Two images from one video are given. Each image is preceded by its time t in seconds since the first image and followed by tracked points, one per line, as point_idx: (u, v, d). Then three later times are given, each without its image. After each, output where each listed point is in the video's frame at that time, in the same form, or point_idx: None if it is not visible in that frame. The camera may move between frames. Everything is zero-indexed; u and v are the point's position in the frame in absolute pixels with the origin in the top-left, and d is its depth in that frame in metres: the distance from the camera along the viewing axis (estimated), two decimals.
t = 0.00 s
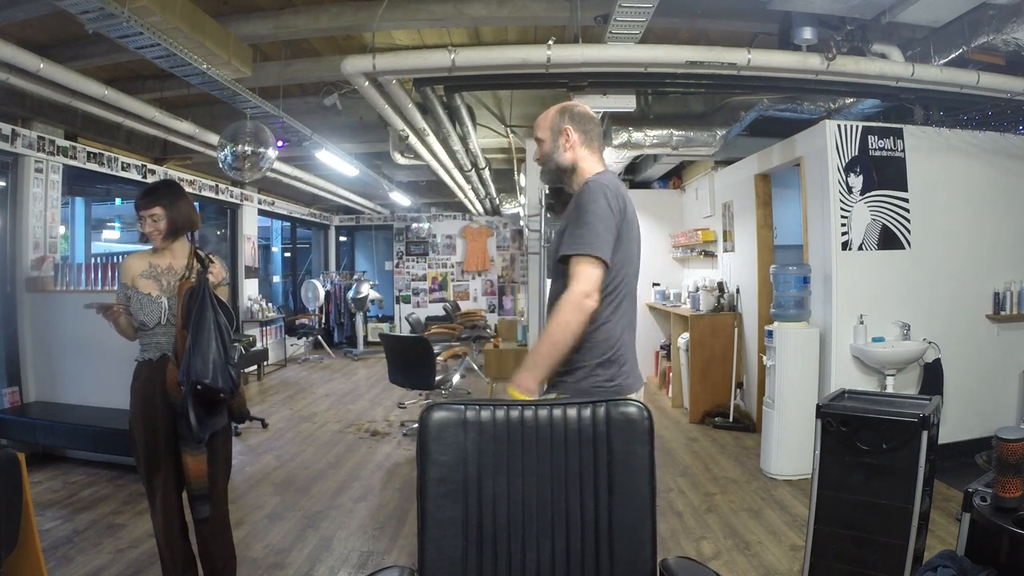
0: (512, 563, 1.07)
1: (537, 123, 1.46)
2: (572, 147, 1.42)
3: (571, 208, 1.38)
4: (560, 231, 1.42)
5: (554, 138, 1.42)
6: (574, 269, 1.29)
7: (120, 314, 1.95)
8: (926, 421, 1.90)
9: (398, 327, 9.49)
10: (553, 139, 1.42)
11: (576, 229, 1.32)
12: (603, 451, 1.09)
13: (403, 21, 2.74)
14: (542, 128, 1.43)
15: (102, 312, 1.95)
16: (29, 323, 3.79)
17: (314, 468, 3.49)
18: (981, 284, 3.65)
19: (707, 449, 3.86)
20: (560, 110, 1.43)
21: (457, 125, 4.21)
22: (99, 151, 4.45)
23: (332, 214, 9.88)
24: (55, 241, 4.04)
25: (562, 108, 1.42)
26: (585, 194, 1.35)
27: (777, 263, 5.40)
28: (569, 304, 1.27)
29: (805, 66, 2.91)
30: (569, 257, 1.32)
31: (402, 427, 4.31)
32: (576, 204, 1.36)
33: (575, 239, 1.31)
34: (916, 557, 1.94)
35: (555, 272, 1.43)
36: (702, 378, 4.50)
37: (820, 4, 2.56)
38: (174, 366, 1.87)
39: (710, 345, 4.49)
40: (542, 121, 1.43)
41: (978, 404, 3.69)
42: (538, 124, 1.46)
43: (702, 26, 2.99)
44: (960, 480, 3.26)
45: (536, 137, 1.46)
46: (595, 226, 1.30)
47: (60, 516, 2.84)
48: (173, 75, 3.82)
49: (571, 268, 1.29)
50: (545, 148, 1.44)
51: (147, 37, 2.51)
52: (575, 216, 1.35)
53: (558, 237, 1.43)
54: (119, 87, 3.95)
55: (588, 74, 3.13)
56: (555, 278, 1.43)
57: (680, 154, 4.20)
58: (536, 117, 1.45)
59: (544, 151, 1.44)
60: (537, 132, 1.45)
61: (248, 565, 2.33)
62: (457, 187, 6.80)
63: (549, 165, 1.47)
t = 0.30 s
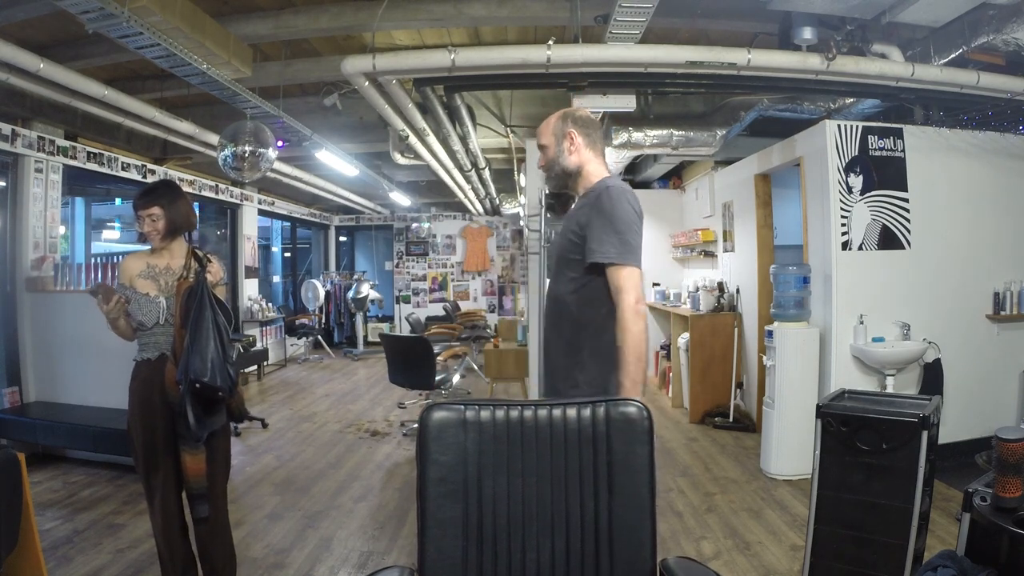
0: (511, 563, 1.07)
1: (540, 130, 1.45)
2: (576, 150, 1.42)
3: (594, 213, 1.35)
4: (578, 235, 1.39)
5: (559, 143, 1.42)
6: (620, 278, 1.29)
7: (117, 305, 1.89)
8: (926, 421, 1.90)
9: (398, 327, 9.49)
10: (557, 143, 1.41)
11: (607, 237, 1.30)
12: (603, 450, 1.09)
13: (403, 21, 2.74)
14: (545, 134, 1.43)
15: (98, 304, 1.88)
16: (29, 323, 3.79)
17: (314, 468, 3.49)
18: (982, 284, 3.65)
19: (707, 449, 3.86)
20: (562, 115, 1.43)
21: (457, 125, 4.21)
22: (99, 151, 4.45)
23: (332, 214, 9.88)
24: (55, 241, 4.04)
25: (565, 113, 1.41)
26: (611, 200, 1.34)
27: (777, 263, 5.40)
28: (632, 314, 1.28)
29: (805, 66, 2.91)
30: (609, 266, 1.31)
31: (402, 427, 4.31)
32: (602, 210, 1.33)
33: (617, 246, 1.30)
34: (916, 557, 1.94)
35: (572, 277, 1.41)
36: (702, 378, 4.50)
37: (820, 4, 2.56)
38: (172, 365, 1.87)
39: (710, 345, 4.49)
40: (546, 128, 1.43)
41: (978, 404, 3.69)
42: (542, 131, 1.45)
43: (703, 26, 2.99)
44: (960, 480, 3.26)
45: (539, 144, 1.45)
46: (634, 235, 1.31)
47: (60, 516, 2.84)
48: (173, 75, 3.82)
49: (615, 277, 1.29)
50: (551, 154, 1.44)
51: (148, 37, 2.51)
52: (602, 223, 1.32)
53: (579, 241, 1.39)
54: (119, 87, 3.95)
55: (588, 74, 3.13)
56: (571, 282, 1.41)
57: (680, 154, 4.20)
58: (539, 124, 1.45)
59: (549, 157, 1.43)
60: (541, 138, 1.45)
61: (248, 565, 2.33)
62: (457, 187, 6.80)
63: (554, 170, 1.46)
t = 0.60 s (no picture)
0: (511, 563, 1.07)
1: (528, 132, 1.42)
2: (567, 153, 1.40)
3: (611, 228, 1.34)
4: (592, 246, 1.37)
5: (549, 146, 1.39)
6: (635, 295, 1.31)
7: (112, 301, 1.89)
8: (926, 421, 1.90)
9: (398, 327, 9.49)
10: (547, 147, 1.39)
11: (627, 255, 1.31)
12: (603, 450, 1.09)
13: (403, 21, 2.74)
14: (534, 136, 1.40)
15: (90, 299, 1.88)
16: (29, 323, 3.79)
17: (314, 468, 3.49)
18: (982, 284, 3.65)
19: (707, 449, 3.86)
20: (550, 116, 1.40)
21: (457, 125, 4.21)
22: (99, 151, 4.44)
23: (332, 214, 9.88)
24: (55, 241, 4.04)
25: (553, 113, 1.39)
26: (628, 216, 1.34)
27: (777, 263, 5.40)
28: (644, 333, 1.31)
29: (805, 66, 2.91)
30: (627, 283, 1.32)
31: (402, 427, 4.31)
32: (619, 226, 1.33)
33: (639, 262, 1.31)
34: (916, 557, 1.94)
35: (580, 288, 1.40)
36: (702, 378, 4.50)
37: (820, 4, 2.56)
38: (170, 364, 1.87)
39: (710, 345, 4.49)
40: (535, 129, 1.39)
41: (978, 404, 3.69)
42: (529, 133, 1.42)
43: (703, 26, 2.99)
44: (960, 480, 3.26)
45: (527, 146, 1.42)
46: (654, 251, 1.33)
47: (60, 516, 2.84)
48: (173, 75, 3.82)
49: (632, 294, 1.31)
50: (540, 157, 1.40)
51: (148, 37, 2.51)
52: (621, 239, 1.32)
53: (592, 252, 1.37)
54: (119, 87, 3.95)
55: (588, 74, 3.13)
56: (580, 292, 1.40)
57: (680, 154, 4.20)
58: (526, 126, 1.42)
59: (539, 160, 1.40)
60: (529, 140, 1.41)
61: (248, 565, 2.33)
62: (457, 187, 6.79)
63: (543, 174, 1.43)
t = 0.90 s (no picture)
0: (511, 563, 1.07)
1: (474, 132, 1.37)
2: (514, 156, 1.36)
3: (563, 223, 1.31)
4: (544, 244, 1.32)
5: (495, 148, 1.35)
6: (600, 288, 1.29)
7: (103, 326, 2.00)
8: (926, 421, 1.90)
9: (399, 327, 9.49)
10: (494, 149, 1.35)
11: (586, 248, 1.28)
12: (603, 451, 1.09)
13: (403, 21, 2.74)
14: (480, 137, 1.35)
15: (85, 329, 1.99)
16: (29, 323, 3.79)
17: (314, 468, 3.49)
18: (982, 284, 3.65)
19: (707, 449, 3.86)
20: (498, 117, 1.35)
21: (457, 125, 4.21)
22: (99, 151, 4.44)
23: (332, 214, 9.87)
24: (55, 241, 4.05)
25: (501, 114, 1.34)
26: (579, 211, 1.32)
27: (777, 263, 5.40)
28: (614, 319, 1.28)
29: (805, 66, 2.90)
30: (590, 276, 1.29)
31: (402, 427, 4.31)
32: (573, 221, 1.31)
33: (595, 255, 1.29)
34: (916, 557, 1.94)
35: (537, 289, 1.34)
36: (702, 378, 4.49)
37: (820, 4, 2.56)
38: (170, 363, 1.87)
39: (710, 345, 4.49)
40: (482, 130, 1.34)
41: (978, 404, 3.69)
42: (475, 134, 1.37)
43: (703, 26, 2.99)
44: (960, 480, 3.26)
45: (473, 146, 1.37)
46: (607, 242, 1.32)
47: (60, 516, 2.84)
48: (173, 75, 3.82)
49: (597, 287, 1.29)
50: (486, 159, 1.36)
51: (147, 37, 2.51)
52: (577, 234, 1.30)
53: (546, 251, 1.32)
54: (119, 87, 3.95)
55: (588, 74, 3.12)
56: (537, 294, 1.34)
57: (680, 154, 4.20)
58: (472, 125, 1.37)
59: (486, 162, 1.36)
60: (475, 141, 1.36)
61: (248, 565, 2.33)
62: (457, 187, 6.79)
63: (491, 175, 1.40)
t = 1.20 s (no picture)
0: (510, 563, 1.07)
1: (408, 121, 1.27)
2: (453, 149, 1.30)
3: (484, 209, 1.25)
4: (467, 232, 1.26)
5: (435, 140, 1.28)
6: (518, 274, 1.22)
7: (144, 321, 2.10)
8: (926, 421, 1.90)
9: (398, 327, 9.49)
10: (432, 142, 1.27)
11: (505, 234, 1.22)
12: (603, 451, 1.09)
13: (404, 21, 2.74)
14: (417, 127, 1.26)
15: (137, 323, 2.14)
16: (29, 323, 3.80)
17: (313, 468, 3.49)
18: (981, 284, 3.65)
19: (707, 449, 3.86)
20: (437, 108, 1.29)
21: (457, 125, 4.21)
22: (99, 151, 4.43)
23: (332, 214, 9.87)
24: (55, 241, 4.05)
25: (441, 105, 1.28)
26: (501, 196, 1.26)
27: (777, 263, 5.40)
28: (530, 304, 1.20)
29: (805, 66, 2.90)
30: (510, 262, 1.22)
31: (402, 427, 4.31)
32: (494, 206, 1.25)
33: (516, 239, 1.22)
34: (916, 557, 1.94)
35: (461, 279, 1.27)
36: (702, 378, 4.49)
37: (820, 4, 2.56)
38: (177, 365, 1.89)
39: (710, 345, 4.49)
40: (420, 120, 1.26)
41: (978, 404, 3.69)
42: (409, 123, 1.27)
43: (703, 26, 2.99)
44: (960, 480, 3.25)
45: (407, 136, 1.28)
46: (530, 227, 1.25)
47: (60, 516, 2.84)
48: (173, 75, 3.82)
49: (515, 273, 1.21)
50: (423, 151, 1.28)
51: (148, 37, 2.51)
52: (497, 219, 1.23)
53: (468, 238, 1.26)
54: (119, 87, 3.95)
55: (588, 74, 3.12)
56: (460, 284, 1.28)
57: (680, 154, 4.20)
58: (407, 115, 1.28)
59: (424, 154, 1.28)
60: (409, 131, 1.27)
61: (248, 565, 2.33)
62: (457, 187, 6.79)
63: (424, 169, 1.31)
